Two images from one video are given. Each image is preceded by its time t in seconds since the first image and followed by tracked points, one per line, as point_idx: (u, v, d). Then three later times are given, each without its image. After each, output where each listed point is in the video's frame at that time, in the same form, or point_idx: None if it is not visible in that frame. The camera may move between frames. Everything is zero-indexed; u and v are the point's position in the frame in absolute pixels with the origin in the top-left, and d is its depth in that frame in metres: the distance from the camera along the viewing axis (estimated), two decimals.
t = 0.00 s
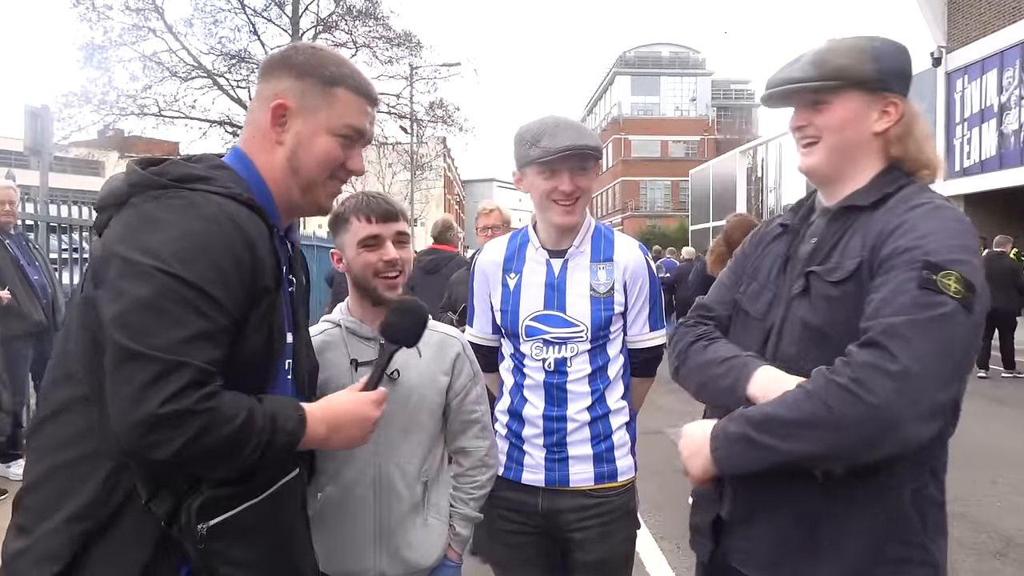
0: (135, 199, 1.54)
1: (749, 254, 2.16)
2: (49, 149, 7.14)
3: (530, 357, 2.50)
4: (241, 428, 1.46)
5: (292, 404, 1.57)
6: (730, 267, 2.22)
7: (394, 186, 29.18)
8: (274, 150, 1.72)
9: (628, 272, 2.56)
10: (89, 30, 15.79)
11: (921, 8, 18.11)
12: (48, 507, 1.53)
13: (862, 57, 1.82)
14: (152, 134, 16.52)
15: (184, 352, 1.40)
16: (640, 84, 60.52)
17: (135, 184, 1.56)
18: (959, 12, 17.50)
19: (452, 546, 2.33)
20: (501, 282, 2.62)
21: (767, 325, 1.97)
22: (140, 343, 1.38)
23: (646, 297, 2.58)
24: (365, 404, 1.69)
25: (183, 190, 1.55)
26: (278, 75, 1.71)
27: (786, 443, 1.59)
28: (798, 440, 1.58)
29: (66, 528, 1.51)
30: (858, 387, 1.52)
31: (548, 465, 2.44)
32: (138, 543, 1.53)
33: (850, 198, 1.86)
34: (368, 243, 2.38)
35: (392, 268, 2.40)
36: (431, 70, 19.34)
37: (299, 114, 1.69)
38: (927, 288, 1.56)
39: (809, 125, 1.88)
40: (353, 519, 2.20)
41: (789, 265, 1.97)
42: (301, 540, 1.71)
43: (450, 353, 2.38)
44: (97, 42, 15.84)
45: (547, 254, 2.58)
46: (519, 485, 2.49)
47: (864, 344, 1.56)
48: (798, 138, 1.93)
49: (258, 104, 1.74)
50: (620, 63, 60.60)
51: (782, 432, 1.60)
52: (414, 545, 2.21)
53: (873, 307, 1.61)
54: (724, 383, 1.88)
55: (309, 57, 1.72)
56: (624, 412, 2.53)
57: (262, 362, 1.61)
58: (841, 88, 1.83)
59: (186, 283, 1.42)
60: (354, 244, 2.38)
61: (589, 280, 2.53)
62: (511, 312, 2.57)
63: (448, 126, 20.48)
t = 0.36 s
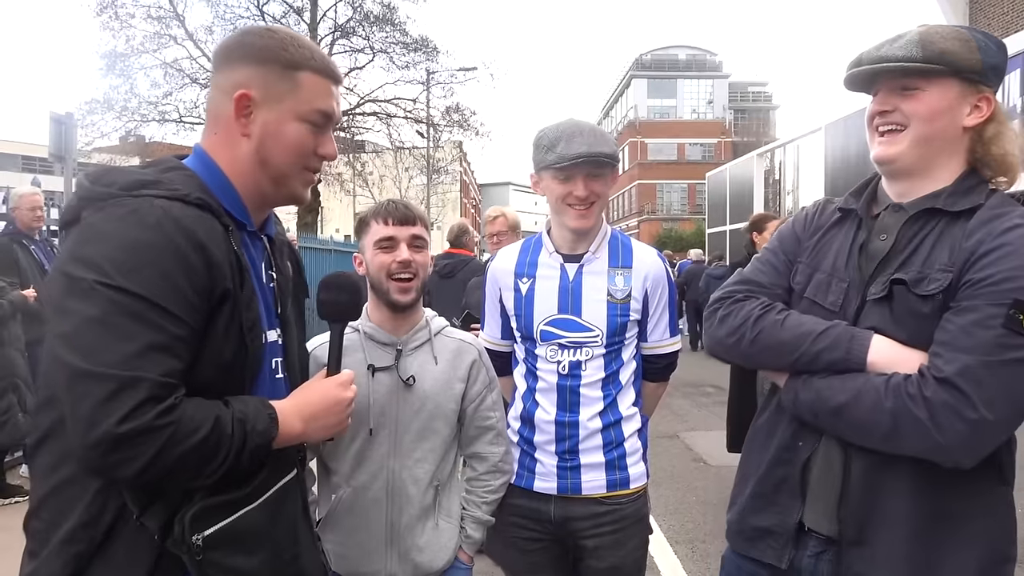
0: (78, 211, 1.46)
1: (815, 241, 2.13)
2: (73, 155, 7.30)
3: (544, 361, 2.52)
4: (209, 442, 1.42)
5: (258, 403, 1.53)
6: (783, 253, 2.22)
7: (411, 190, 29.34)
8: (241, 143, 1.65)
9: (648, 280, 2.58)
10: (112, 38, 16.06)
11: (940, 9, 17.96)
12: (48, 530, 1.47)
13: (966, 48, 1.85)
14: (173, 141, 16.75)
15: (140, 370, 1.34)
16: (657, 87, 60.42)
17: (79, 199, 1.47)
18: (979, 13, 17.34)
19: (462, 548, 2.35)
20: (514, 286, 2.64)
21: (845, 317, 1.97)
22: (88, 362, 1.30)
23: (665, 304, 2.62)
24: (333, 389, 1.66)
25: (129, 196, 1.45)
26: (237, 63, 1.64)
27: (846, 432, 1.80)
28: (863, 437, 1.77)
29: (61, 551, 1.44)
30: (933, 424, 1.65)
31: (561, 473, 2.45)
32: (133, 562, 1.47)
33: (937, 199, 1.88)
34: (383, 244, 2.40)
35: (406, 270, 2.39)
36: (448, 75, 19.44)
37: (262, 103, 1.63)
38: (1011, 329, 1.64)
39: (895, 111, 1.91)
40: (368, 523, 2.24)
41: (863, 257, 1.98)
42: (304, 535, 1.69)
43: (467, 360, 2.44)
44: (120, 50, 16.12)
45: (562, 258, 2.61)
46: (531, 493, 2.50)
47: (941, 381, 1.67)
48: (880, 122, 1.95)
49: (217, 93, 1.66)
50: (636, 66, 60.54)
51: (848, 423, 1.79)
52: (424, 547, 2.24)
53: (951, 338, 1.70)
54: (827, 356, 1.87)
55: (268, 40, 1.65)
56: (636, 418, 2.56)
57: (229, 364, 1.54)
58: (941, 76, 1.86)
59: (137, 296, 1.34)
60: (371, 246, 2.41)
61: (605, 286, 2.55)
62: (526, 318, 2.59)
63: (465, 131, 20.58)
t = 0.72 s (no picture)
0: (82, 231, 1.30)
1: (772, 247, 2.24)
2: (53, 150, 7.20)
3: (537, 354, 2.57)
4: (261, 465, 1.43)
5: (283, 417, 1.56)
6: (743, 259, 2.30)
7: (394, 186, 29.29)
8: (250, 153, 1.57)
9: (645, 281, 2.65)
10: (90, 32, 15.89)
11: (919, 7, 18.17)
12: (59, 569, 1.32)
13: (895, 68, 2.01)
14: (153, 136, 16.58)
15: (208, 406, 1.31)
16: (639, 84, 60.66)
17: (79, 217, 1.29)
18: (958, 12, 17.58)
19: (467, 540, 2.39)
20: (512, 279, 2.68)
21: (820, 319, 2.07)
22: (152, 405, 1.24)
23: (660, 305, 2.68)
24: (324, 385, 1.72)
25: (144, 218, 1.32)
26: (260, 73, 1.56)
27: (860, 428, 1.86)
28: (879, 430, 1.84)
29: None
30: (947, 410, 1.78)
31: (552, 465, 2.50)
32: None
33: (892, 207, 2.05)
34: (393, 238, 2.49)
35: (410, 264, 2.44)
36: (431, 70, 19.37)
37: (283, 121, 1.59)
38: (999, 320, 1.83)
39: (843, 129, 2.04)
40: (374, 513, 2.29)
41: (835, 262, 2.08)
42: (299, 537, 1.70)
43: (474, 357, 2.48)
44: (98, 43, 15.94)
45: (561, 255, 2.66)
46: (523, 484, 2.54)
47: (954, 368, 1.80)
48: (828, 139, 2.08)
49: (230, 97, 1.55)
50: (618, 62, 60.74)
51: (858, 422, 1.86)
52: (430, 538, 2.28)
53: (951, 329, 1.84)
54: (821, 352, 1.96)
55: (291, 53, 1.60)
56: (626, 413, 2.61)
57: (240, 379, 1.51)
58: (879, 96, 2.01)
59: (195, 332, 1.29)
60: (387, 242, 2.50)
61: (603, 285, 2.60)
62: (521, 312, 2.63)
63: (448, 127, 20.58)
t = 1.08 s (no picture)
0: (116, 228, 1.37)
1: (709, 246, 2.24)
2: (50, 145, 7.19)
3: (545, 346, 2.62)
4: (298, 440, 1.51)
5: (312, 400, 1.63)
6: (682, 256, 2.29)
7: (386, 181, 29.26)
8: (255, 151, 1.60)
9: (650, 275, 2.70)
10: (81, 25, 15.78)
11: (910, 5, 18.30)
12: (94, 544, 1.40)
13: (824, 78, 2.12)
14: (144, 130, 16.49)
15: (246, 381, 1.39)
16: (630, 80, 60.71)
17: (112, 213, 1.37)
18: (947, 10, 17.72)
19: (474, 528, 2.42)
20: (519, 272, 2.73)
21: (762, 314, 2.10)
22: (200, 384, 1.32)
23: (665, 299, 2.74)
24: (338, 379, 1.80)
25: (171, 213, 1.39)
26: (267, 74, 1.59)
27: (815, 409, 1.92)
28: (827, 409, 1.91)
29: (122, 561, 1.38)
30: (887, 385, 1.89)
31: (558, 455, 2.55)
32: (193, 559, 1.45)
33: (816, 204, 2.15)
34: (399, 234, 2.54)
35: (413, 259, 2.49)
36: (424, 66, 19.35)
37: (288, 121, 1.62)
38: (922, 303, 1.98)
39: (796, 133, 2.10)
40: (384, 499, 2.34)
41: (772, 258, 2.13)
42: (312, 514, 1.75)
43: (479, 350, 2.52)
44: (88, 36, 15.83)
45: (569, 249, 2.71)
46: (530, 473, 2.59)
47: (890, 348, 1.91)
48: (779, 141, 2.12)
49: (240, 96, 1.58)
50: (610, 58, 60.78)
51: (812, 404, 1.92)
52: (438, 524, 2.34)
53: (883, 314, 1.95)
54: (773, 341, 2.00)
55: (299, 58, 1.64)
56: (630, 404, 2.66)
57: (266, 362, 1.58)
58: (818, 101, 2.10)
59: (229, 313, 1.37)
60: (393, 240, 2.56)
61: (608, 278, 2.66)
62: (529, 305, 2.69)
63: (441, 122, 20.58)
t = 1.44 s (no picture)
0: (140, 219, 1.45)
1: (684, 254, 2.27)
2: (55, 140, 7.22)
3: (556, 339, 2.66)
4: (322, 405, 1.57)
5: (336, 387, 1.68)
6: (657, 263, 2.33)
7: (390, 178, 29.30)
8: (260, 142, 1.63)
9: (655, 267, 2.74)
10: (86, 21, 15.81)
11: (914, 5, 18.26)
12: (129, 513, 1.46)
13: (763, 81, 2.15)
14: (150, 126, 16.54)
15: (270, 351, 1.46)
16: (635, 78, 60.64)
17: (135, 204, 1.44)
18: (952, 9, 17.68)
19: (478, 518, 2.46)
20: (527, 269, 2.77)
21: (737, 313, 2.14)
22: (225, 355, 1.39)
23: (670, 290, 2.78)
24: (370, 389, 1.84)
25: (185, 202, 1.46)
26: (269, 68, 1.62)
27: (792, 401, 1.96)
28: (802, 399, 1.95)
29: (157, 526, 1.45)
30: (859, 370, 1.92)
31: (570, 447, 2.58)
32: (220, 526, 1.50)
33: (779, 203, 2.17)
34: (398, 236, 2.53)
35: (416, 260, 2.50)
36: (428, 63, 19.34)
37: (292, 113, 1.64)
38: (885, 284, 2.01)
39: (728, 141, 2.17)
40: (391, 488, 2.38)
41: (739, 258, 2.16)
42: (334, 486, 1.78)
43: (482, 341, 2.55)
44: (94, 32, 15.85)
45: (574, 244, 2.74)
46: (543, 465, 2.63)
47: (856, 334, 1.94)
48: (716, 148, 2.20)
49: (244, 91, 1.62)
50: (614, 56, 60.73)
51: (789, 396, 1.95)
52: (443, 512, 2.38)
53: (849, 300, 1.98)
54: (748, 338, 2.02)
55: (302, 55, 1.67)
56: (641, 397, 2.68)
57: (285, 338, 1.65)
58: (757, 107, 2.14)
59: (247, 289, 1.44)
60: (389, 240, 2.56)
61: (615, 270, 2.70)
62: (538, 299, 2.72)
63: (445, 120, 20.60)
